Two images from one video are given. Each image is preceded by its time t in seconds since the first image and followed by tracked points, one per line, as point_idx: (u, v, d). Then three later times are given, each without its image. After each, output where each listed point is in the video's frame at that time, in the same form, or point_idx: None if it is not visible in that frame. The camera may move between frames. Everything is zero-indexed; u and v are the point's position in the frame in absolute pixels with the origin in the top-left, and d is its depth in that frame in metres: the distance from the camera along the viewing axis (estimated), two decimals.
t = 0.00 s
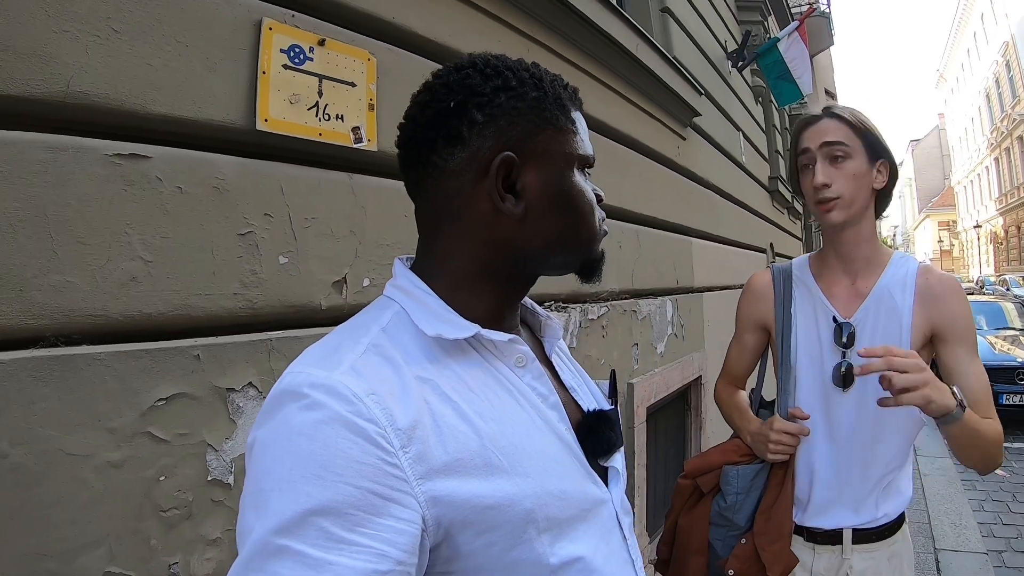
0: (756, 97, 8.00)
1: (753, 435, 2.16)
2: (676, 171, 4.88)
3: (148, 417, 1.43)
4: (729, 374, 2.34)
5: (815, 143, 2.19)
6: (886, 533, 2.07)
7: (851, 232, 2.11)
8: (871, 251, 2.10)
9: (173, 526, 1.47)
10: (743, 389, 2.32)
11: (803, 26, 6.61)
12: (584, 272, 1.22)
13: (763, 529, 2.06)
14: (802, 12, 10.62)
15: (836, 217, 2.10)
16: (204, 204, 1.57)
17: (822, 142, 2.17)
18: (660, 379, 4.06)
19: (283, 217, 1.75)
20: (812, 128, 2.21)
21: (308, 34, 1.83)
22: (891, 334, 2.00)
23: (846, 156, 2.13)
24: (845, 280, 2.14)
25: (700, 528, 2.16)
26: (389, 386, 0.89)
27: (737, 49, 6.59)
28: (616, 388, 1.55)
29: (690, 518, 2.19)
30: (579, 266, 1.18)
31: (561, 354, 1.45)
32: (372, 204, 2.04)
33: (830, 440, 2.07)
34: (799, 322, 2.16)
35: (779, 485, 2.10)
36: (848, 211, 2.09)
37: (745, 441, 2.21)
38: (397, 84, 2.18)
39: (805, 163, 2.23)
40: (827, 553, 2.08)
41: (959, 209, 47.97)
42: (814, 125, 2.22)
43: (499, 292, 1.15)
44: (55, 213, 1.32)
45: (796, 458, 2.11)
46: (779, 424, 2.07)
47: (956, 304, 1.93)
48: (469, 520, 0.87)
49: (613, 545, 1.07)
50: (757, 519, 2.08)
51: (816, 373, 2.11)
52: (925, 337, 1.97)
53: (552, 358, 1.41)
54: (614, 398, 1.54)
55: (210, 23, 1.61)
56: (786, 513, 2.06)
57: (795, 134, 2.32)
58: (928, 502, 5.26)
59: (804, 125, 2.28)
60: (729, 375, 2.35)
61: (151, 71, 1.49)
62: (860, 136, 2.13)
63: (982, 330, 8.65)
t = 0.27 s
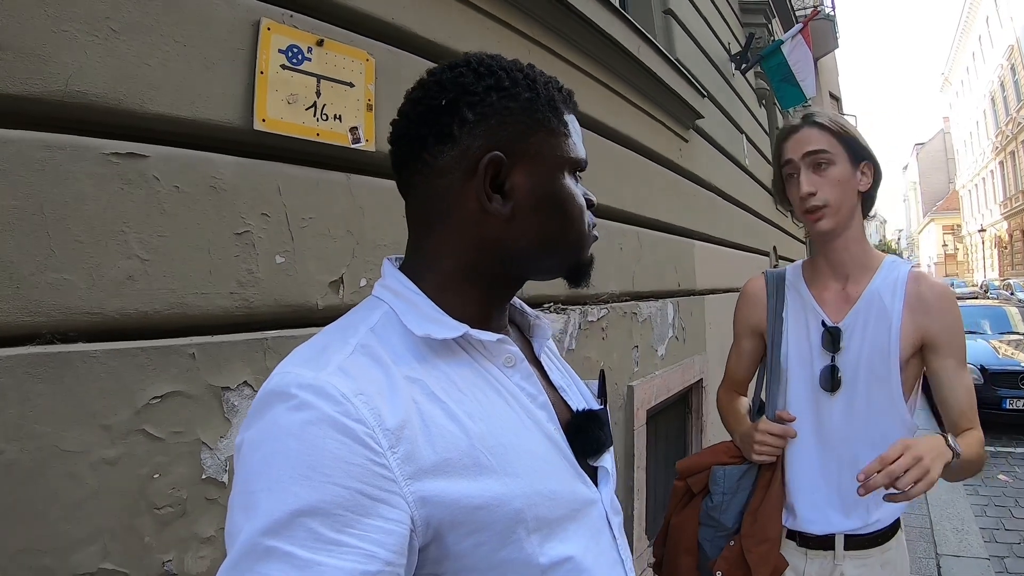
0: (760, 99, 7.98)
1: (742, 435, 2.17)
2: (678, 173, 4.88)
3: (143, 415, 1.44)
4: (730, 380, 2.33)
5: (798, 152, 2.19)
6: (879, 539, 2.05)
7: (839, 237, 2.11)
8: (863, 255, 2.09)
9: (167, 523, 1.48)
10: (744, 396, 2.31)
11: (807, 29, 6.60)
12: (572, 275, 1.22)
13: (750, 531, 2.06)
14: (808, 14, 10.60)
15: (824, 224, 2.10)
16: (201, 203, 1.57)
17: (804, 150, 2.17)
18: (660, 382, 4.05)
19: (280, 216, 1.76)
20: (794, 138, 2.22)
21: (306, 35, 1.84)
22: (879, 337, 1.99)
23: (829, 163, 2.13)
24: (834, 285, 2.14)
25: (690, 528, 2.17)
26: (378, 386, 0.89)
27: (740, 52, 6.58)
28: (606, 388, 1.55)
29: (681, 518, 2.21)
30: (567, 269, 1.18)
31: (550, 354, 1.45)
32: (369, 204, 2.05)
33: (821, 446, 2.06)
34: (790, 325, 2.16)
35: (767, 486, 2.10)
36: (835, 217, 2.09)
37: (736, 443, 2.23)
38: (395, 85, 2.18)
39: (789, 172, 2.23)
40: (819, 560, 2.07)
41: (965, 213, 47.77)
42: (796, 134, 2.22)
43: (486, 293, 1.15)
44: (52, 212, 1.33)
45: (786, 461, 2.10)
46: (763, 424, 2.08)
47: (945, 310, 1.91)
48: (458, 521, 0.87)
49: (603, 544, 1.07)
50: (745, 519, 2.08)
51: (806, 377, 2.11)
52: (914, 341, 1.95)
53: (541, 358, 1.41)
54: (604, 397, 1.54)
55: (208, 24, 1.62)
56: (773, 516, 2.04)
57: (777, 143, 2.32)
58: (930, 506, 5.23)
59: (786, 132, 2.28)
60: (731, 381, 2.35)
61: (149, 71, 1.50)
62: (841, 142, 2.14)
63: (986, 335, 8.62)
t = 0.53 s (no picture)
0: (765, 100, 7.96)
1: (742, 439, 2.16)
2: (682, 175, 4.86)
3: (144, 416, 1.44)
4: (727, 383, 2.33)
5: (806, 152, 2.17)
6: (881, 543, 2.03)
7: (841, 240, 2.10)
8: (864, 260, 2.08)
9: (167, 524, 1.48)
10: (742, 397, 2.30)
11: (812, 30, 6.57)
12: (578, 268, 1.22)
13: (752, 535, 2.05)
14: (813, 15, 10.57)
15: (825, 228, 2.09)
16: (202, 205, 1.58)
17: (813, 150, 2.15)
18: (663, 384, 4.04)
19: (281, 218, 1.76)
20: (804, 136, 2.20)
21: (307, 37, 1.84)
22: (881, 341, 1.98)
23: (836, 165, 2.11)
24: (836, 289, 2.13)
25: (692, 533, 2.17)
26: (379, 389, 0.89)
27: (744, 53, 6.56)
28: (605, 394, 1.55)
29: (682, 522, 2.21)
30: (572, 263, 1.18)
31: (551, 359, 1.45)
32: (370, 206, 2.05)
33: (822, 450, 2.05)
34: (791, 329, 2.16)
35: (768, 491, 2.10)
36: (838, 220, 2.08)
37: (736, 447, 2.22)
38: (397, 87, 2.18)
39: (795, 170, 2.22)
40: (819, 565, 2.05)
41: (971, 214, 47.55)
42: (807, 133, 2.21)
43: (486, 295, 1.15)
44: (53, 213, 1.34)
45: (788, 466, 2.08)
46: (765, 429, 2.06)
47: (946, 311, 1.90)
48: (457, 525, 0.86)
49: (601, 550, 1.07)
50: (746, 524, 2.07)
51: (807, 381, 2.10)
52: (914, 345, 1.95)
53: (541, 363, 1.41)
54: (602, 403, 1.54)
55: (210, 26, 1.62)
56: (775, 520, 2.03)
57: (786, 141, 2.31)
58: (933, 510, 5.20)
59: (796, 131, 2.26)
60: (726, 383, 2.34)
61: (151, 73, 1.51)
62: (851, 145, 2.12)
63: (991, 338, 8.58)
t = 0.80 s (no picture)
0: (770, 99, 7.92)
1: (747, 443, 2.14)
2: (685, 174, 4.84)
3: (141, 417, 1.44)
4: (726, 385, 2.31)
5: (826, 148, 2.15)
6: (885, 545, 2.04)
7: (847, 240, 2.08)
8: (866, 262, 2.07)
9: (164, 524, 1.48)
10: (742, 400, 2.29)
11: (817, 28, 6.53)
12: (568, 274, 1.21)
13: (757, 538, 2.02)
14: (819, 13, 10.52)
15: (830, 226, 2.08)
16: (201, 205, 1.58)
17: (833, 148, 2.14)
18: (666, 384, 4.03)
19: (280, 218, 1.76)
20: (825, 133, 2.18)
21: (306, 36, 1.83)
22: (882, 344, 1.97)
23: (854, 167, 2.10)
24: (837, 291, 2.12)
25: (694, 538, 2.15)
26: (370, 393, 0.89)
27: (749, 51, 6.53)
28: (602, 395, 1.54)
29: (685, 527, 2.19)
30: (562, 266, 1.17)
31: (546, 361, 1.44)
32: (370, 206, 2.04)
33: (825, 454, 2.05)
34: (792, 330, 2.14)
35: (772, 494, 2.06)
36: (845, 219, 2.07)
37: (739, 450, 2.20)
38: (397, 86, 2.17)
39: (811, 166, 2.20)
40: (824, 569, 2.04)
41: (977, 213, 47.29)
42: (829, 129, 2.19)
43: (479, 294, 1.14)
44: (50, 213, 1.33)
45: (792, 470, 2.08)
46: (770, 432, 2.03)
47: (951, 317, 1.90)
48: (450, 529, 0.86)
49: (597, 553, 1.06)
50: (751, 527, 2.05)
51: (808, 384, 2.09)
52: (916, 351, 1.95)
53: (536, 364, 1.39)
54: (599, 405, 1.53)
55: (208, 25, 1.62)
56: (780, 523, 2.01)
57: (806, 136, 2.29)
58: (937, 511, 5.18)
59: (818, 127, 2.24)
60: (725, 386, 2.33)
61: (149, 73, 1.50)
62: (871, 149, 2.11)
63: (997, 338, 8.53)
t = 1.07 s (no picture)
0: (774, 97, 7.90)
1: (755, 444, 2.11)
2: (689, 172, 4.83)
3: (146, 416, 1.45)
4: (728, 384, 2.30)
5: (835, 146, 2.15)
6: (892, 544, 2.03)
7: (854, 238, 2.08)
8: (873, 260, 2.06)
9: (170, 524, 1.49)
10: (742, 397, 2.28)
11: (821, 25, 6.51)
12: (574, 278, 1.20)
13: (765, 539, 2.03)
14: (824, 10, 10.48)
15: (839, 223, 2.07)
16: (205, 205, 1.58)
17: (842, 145, 2.13)
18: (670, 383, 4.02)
19: (284, 218, 1.76)
20: (836, 130, 2.17)
21: (309, 35, 1.83)
22: (890, 344, 1.97)
23: (863, 165, 2.09)
24: (844, 289, 2.11)
25: (701, 540, 2.15)
26: (378, 392, 0.89)
27: (753, 48, 6.50)
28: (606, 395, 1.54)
29: (691, 530, 2.18)
30: (568, 270, 1.16)
31: (552, 361, 1.44)
32: (374, 205, 2.05)
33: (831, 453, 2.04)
34: (799, 329, 2.13)
35: (780, 495, 2.05)
36: (854, 217, 2.06)
37: (745, 451, 2.17)
38: (400, 85, 2.17)
39: (820, 163, 2.19)
40: (831, 569, 2.04)
41: (982, 210, 47.08)
42: (838, 127, 2.18)
43: (485, 295, 1.13)
44: (54, 213, 1.34)
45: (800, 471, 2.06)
46: (781, 433, 2.02)
47: (957, 320, 1.92)
48: (456, 529, 0.86)
49: (602, 553, 1.06)
50: (758, 529, 2.04)
51: (815, 383, 2.08)
52: (925, 350, 1.95)
53: (542, 365, 1.40)
54: (604, 405, 1.54)
55: (211, 26, 1.62)
56: (787, 524, 2.01)
57: (815, 133, 2.28)
58: (943, 509, 5.16)
59: (827, 125, 2.23)
60: (727, 384, 2.31)
61: (152, 73, 1.51)
62: (881, 148, 2.11)
63: (1002, 335, 8.49)
